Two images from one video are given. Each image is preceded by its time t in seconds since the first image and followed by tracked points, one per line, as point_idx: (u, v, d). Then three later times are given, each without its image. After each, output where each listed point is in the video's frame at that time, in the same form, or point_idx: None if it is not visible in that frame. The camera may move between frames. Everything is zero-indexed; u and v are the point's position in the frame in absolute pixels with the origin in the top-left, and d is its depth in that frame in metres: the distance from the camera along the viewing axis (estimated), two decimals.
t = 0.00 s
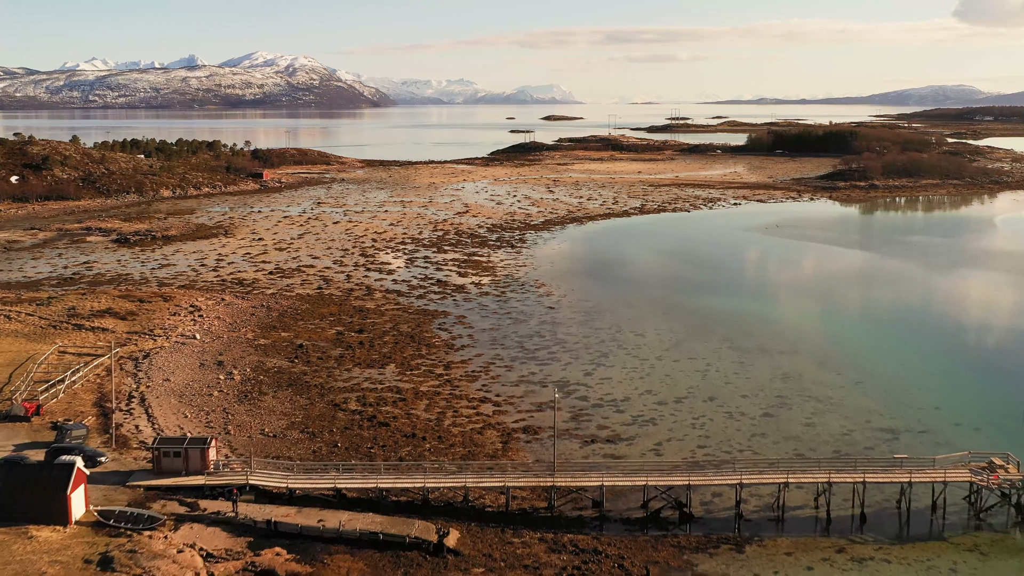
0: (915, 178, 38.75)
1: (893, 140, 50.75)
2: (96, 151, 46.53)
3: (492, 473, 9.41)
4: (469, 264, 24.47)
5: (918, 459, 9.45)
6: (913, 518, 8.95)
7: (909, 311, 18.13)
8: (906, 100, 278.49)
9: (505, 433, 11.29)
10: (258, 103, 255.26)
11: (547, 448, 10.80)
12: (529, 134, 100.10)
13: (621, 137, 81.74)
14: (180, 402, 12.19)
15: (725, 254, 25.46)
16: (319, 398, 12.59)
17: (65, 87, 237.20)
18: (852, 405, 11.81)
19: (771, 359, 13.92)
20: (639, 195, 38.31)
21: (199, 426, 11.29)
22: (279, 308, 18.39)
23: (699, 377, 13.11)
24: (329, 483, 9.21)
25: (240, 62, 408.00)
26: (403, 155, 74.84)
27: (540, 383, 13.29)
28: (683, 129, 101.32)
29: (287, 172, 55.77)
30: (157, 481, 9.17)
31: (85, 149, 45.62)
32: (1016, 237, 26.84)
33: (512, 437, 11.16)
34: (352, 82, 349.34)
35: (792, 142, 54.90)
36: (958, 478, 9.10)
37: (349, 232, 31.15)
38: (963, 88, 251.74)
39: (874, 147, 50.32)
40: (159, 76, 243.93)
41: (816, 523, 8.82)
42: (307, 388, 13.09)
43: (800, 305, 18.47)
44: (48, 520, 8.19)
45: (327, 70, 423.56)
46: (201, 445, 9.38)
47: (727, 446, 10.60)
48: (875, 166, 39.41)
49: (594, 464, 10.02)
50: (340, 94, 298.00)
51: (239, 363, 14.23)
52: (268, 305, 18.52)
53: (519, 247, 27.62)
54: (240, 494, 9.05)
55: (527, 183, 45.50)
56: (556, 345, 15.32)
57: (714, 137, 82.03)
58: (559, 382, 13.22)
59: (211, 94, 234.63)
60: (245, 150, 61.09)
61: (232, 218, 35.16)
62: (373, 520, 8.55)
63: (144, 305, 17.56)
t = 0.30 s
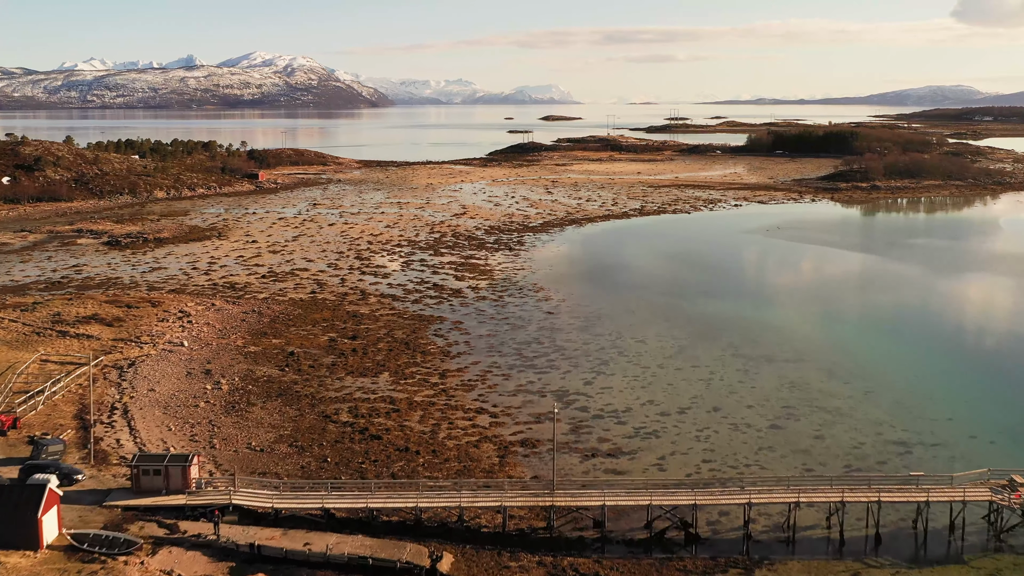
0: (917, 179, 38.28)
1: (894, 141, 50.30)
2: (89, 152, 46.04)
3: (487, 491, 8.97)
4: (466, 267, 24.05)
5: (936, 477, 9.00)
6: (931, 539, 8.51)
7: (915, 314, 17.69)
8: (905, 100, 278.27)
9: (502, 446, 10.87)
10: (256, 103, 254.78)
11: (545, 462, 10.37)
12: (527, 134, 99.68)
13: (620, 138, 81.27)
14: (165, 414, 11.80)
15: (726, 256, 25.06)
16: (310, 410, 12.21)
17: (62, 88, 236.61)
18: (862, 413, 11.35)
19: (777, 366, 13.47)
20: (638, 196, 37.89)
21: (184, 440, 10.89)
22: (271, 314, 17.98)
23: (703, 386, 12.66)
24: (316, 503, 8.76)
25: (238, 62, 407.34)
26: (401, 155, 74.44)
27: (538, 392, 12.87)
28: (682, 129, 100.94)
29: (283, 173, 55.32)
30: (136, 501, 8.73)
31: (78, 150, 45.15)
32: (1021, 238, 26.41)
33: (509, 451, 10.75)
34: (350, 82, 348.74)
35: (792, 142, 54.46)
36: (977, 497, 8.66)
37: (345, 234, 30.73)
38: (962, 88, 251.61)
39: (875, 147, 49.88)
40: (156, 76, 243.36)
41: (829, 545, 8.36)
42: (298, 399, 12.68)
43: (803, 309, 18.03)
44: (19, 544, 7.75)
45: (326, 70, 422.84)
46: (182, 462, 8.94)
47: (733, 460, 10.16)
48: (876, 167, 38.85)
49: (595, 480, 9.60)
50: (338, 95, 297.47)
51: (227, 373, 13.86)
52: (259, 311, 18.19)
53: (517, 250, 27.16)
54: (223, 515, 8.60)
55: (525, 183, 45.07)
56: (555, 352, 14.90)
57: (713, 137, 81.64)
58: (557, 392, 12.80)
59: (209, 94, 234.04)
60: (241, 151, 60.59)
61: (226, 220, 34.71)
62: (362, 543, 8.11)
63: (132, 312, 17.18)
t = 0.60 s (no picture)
0: (918, 180, 37.79)
1: (894, 142, 49.86)
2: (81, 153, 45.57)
3: (481, 512, 8.55)
4: (462, 270, 23.67)
5: (953, 496, 8.56)
6: (949, 562, 8.06)
7: (921, 318, 17.18)
8: (902, 100, 278.25)
9: (497, 460, 10.46)
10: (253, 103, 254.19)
11: (542, 478, 9.97)
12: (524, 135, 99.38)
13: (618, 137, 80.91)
14: (147, 426, 11.43)
15: (725, 259, 24.70)
16: (298, 423, 11.88)
17: (58, 88, 235.89)
18: (871, 422, 10.89)
19: (781, 373, 13.00)
20: (636, 197, 37.51)
21: (165, 455, 10.50)
22: (262, 320, 17.83)
23: (706, 396, 12.19)
24: (301, 525, 8.33)
25: (235, 63, 406.36)
26: (398, 155, 74.04)
27: (535, 403, 12.51)
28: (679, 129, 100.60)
29: (278, 173, 54.86)
30: (111, 523, 8.29)
31: (70, 150, 44.64)
32: None
33: (505, 465, 10.33)
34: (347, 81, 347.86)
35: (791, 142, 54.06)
36: (998, 517, 8.21)
37: (339, 236, 30.36)
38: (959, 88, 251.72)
39: (875, 147, 49.47)
40: (153, 76, 242.68)
41: (841, 568, 7.94)
42: (286, 410, 12.43)
43: (808, 314, 17.50)
44: None
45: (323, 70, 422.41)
46: (160, 481, 8.49)
47: (738, 475, 9.72)
48: (876, 168, 38.38)
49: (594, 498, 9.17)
50: (335, 95, 296.96)
51: (214, 382, 13.53)
52: (249, 317, 17.91)
53: (514, 253, 26.74)
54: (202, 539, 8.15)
55: (522, 184, 44.63)
56: (554, 360, 14.51)
57: (711, 138, 81.33)
58: (555, 403, 12.39)
59: (205, 94, 233.37)
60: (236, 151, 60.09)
61: (219, 222, 34.22)
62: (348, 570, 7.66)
63: (117, 318, 16.82)
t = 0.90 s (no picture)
0: (917, 181, 37.40)
1: (891, 143, 49.54)
2: (71, 153, 45.01)
3: (472, 534, 8.14)
4: (455, 274, 23.38)
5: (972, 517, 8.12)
6: None
7: (928, 322, 16.67)
8: (897, 100, 278.71)
9: (490, 476, 10.04)
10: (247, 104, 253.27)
11: (538, 495, 9.52)
12: (520, 136, 99.01)
13: (613, 138, 80.57)
14: (125, 440, 11.02)
15: (723, 261, 24.30)
16: (283, 435, 11.51)
17: (51, 88, 234.64)
18: (880, 434, 10.42)
19: (784, 381, 12.51)
20: (632, 199, 37.14)
21: (142, 473, 10.01)
22: (250, 326, 17.61)
23: (707, 407, 11.76)
24: (281, 550, 7.92)
25: (231, 63, 406.30)
26: (393, 155, 73.61)
27: (531, 415, 12.17)
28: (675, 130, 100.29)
29: (271, 174, 54.36)
30: (81, 550, 7.83)
31: (59, 151, 44.02)
32: None
33: (499, 481, 9.91)
34: (342, 82, 346.99)
35: (788, 143, 53.74)
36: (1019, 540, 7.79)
37: (331, 239, 30.13)
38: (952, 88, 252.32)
39: (872, 147, 49.16)
40: (146, 76, 241.72)
41: None
42: (272, 422, 12.10)
43: (809, 319, 17.01)
44: None
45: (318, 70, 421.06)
46: (133, 504, 8.03)
47: (743, 492, 9.28)
48: (875, 168, 38.01)
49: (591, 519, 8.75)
50: (330, 95, 296.33)
51: (197, 393, 13.17)
52: (236, 322, 17.70)
53: (509, 256, 26.31)
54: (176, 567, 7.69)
55: (517, 185, 44.22)
56: (549, 370, 14.15)
57: (706, 138, 81.08)
58: (551, 416, 11.97)
59: (200, 95, 232.32)
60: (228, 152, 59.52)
61: (209, 224, 33.70)
62: None
63: (100, 322, 16.46)
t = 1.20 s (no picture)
0: (915, 181, 37.08)
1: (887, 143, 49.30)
2: (60, 154, 44.43)
3: (461, 559, 7.82)
4: (447, 278, 23.49)
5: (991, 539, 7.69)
6: None
7: (932, 323, 16.18)
8: (890, 100, 279.46)
9: (482, 493, 9.66)
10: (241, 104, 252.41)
11: (532, 514, 9.12)
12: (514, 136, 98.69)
13: (608, 138, 80.30)
14: (101, 454, 10.71)
15: (719, 264, 23.97)
16: (267, 450, 11.53)
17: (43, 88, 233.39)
18: (890, 445, 9.96)
19: (787, 389, 12.04)
20: (628, 199, 36.80)
21: (118, 492, 9.68)
22: (238, 333, 18.03)
23: (708, 419, 11.31)
24: None
25: (224, 63, 405.19)
26: (386, 155, 73.28)
27: (526, 427, 11.86)
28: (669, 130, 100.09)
29: (263, 175, 53.96)
30: None
31: (48, 151, 43.44)
32: None
33: (492, 498, 9.52)
34: (336, 82, 346.56)
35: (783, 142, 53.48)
36: None
37: (322, 242, 30.09)
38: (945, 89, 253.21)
39: (867, 148, 48.92)
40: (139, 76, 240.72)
41: None
42: (256, 434, 12.15)
43: (809, 323, 16.54)
44: None
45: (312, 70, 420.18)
46: (104, 530, 7.56)
47: (749, 510, 8.84)
48: (872, 168, 37.71)
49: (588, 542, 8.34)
50: (324, 95, 295.72)
51: (178, 404, 13.20)
52: (222, 329, 18.36)
53: (503, 259, 26.01)
54: None
55: (511, 186, 43.86)
56: (544, 380, 13.83)
57: (701, 138, 80.94)
58: (546, 430, 11.58)
59: (193, 95, 231.32)
60: (220, 153, 59.03)
61: (198, 226, 33.21)
62: None
63: (80, 330, 16.56)
